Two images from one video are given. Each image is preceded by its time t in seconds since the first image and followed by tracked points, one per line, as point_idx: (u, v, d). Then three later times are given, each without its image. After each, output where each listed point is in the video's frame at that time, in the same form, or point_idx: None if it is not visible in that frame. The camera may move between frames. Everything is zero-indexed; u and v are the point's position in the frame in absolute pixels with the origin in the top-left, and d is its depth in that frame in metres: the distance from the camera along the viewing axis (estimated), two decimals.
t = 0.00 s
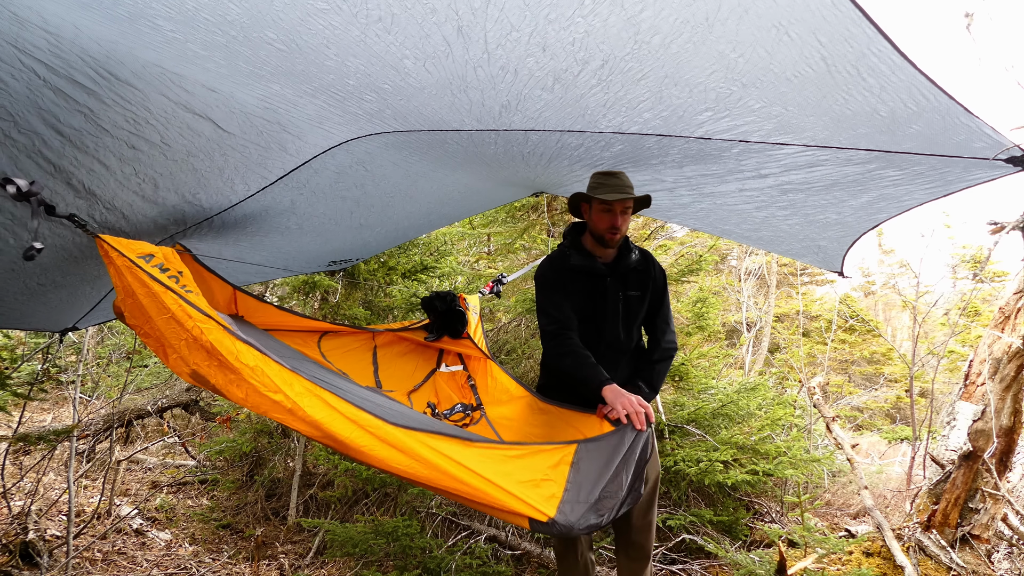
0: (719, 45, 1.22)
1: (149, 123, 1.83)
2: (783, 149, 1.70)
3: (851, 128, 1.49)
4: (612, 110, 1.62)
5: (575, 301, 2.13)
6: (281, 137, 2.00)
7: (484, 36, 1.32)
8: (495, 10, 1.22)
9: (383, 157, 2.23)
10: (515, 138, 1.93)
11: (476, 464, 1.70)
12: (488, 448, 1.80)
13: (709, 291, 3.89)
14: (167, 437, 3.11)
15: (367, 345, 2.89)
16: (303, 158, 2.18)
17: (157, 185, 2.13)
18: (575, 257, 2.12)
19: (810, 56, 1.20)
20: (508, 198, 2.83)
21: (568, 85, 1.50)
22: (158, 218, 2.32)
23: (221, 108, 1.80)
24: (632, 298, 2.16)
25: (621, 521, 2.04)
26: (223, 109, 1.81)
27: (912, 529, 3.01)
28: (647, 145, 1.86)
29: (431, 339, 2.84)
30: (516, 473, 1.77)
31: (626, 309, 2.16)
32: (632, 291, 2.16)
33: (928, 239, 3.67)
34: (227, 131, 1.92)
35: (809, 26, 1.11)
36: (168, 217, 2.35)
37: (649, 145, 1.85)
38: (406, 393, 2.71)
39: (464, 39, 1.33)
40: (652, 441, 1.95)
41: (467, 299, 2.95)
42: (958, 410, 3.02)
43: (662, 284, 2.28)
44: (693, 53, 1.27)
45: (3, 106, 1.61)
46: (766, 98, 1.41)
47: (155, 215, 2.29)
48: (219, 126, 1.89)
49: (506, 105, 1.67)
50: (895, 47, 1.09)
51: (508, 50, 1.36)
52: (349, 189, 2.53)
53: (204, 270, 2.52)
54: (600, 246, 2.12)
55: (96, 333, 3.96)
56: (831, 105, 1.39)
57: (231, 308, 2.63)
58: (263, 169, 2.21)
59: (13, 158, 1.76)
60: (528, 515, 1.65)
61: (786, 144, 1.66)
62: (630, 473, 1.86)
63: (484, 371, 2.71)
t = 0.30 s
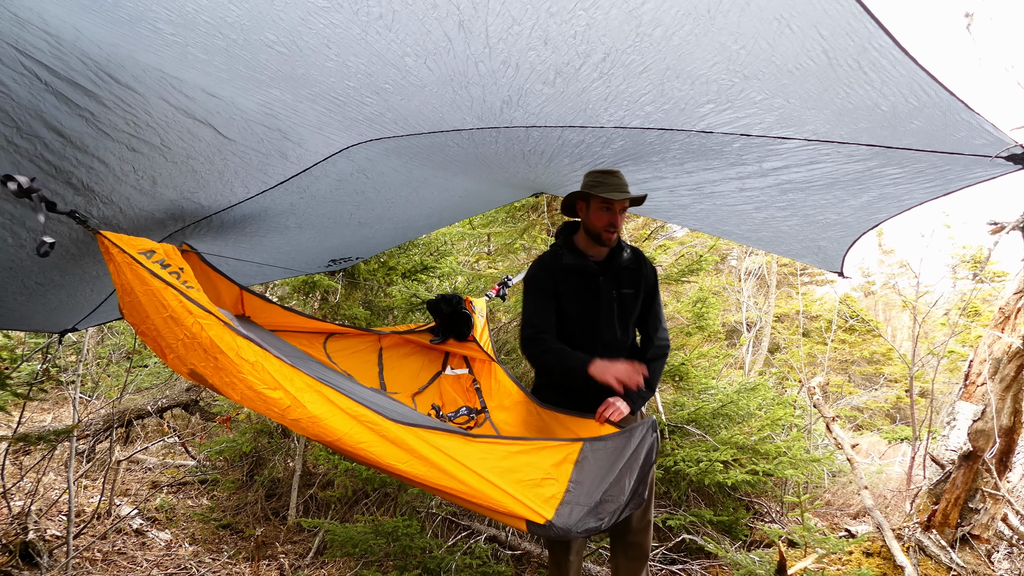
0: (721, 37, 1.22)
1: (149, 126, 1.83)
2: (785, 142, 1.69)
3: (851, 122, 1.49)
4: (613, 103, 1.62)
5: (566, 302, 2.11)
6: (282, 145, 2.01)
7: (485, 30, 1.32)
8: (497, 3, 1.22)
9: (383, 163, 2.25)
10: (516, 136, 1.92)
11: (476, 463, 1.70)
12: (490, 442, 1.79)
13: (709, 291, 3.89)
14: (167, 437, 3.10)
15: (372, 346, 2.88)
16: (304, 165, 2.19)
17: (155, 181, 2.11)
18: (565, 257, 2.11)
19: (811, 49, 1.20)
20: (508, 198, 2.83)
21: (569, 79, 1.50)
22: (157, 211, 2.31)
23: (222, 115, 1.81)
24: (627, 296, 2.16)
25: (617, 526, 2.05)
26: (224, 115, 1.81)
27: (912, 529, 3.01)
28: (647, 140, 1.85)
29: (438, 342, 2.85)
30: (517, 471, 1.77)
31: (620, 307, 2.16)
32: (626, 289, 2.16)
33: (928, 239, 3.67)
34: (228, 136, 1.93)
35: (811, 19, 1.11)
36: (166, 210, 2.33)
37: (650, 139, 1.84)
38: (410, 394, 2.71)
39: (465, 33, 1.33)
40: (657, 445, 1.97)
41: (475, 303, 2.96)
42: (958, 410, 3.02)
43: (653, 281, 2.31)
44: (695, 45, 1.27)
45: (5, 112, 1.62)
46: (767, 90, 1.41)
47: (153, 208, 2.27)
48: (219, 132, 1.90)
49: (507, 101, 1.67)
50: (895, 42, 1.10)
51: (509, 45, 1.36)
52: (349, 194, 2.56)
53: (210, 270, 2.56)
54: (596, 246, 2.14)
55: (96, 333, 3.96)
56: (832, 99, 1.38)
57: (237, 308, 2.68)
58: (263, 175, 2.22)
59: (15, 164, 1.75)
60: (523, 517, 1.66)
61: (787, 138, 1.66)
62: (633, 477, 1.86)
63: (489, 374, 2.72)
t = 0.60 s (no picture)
0: (719, 43, 1.22)
1: (148, 125, 1.83)
2: (783, 147, 1.70)
3: (851, 126, 1.49)
4: (612, 111, 1.62)
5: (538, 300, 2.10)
6: (282, 140, 2.00)
7: (483, 38, 1.32)
8: (495, 11, 1.22)
9: (383, 160, 2.23)
10: (515, 139, 1.92)
11: (468, 455, 1.71)
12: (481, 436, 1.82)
13: (709, 291, 3.89)
14: (167, 437, 3.10)
15: (373, 348, 2.89)
16: (303, 160, 2.18)
17: (155, 187, 2.13)
18: (536, 257, 2.16)
19: (810, 53, 1.20)
20: (508, 199, 2.82)
21: (568, 86, 1.50)
22: (158, 222, 2.33)
23: (221, 111, 1.81)
24: (600, 290, 2.13)
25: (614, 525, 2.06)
26: (223, 111, 1.81)
27: (912, 529, 3.01)
28: (646, 146, 1.86)
29: (436, 344, 2.85)
30: (508, 464, 1.79)
31: (595, 302, 2.13)
32: (599, 282, 2.14)
33: (928, 239, 3.67)
34: (227, 133, 1.92)
35: (809, 22, 1.11)
36: (167, 219, 2.36)
37: (648, 145, 1.85)
38: (410, 395, 2.72)
39: (464, 41, 1.33)
40: (651, 436, 1.99)
41: (472, 304, 3.01)
42: (958, 410, 3.02)
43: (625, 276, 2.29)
44: (693, 51, 1.27)
45: (2, 104, 1.61)
46: (766, 95, 1.41)
47: (155, 218, 2.30)
48: (218, 128, 1.89)
49: (506, 106, 1.66)
50: (895, 44, 1.10)
51: (508, 52, 1.36)
52: (348, 190, 2.51)
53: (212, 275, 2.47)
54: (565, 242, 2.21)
55: (95, 333, 3.96)
56: (831, 102, 1.38)
57: (239, 315, 2.62)
58: (263, 171, 2.21)
59: (11, 153, 1.77)
60: (520, 507, 1.67)
61: (785, 143, 1.66)
62: (627, 468, 1.88)
63: (488, 374, 2.73)
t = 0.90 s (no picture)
0: (718, 56, 1.22)
1: (149, 124, 1.83)
2: (782, 154, 1.70)
3: (850, 134, 1.49)
4: (610, 119, 1.62)
5: (525, 302, 2.11)
6: (282, 144, 2.01)
7: (483, 44, 1.32)
8: (495, 19, 1.22)
9: (383, 162, 2.23)
10: (514, 143, 1.92)
11: (464, 462, 1.70)
12: (478, 444, 1.81)
13: (710, 291, 3.89)
14: (167, 437, 3.10)
15: (373, 347, 2.89)
16: (304, 165, 2.20)
17: (154, 178, 2.11)
18: (514, 265, 2.18)
19: (809, 64, 1.20)
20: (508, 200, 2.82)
21: (566, 94, 1.50)
22: (157, 211, 2.30)
23: (221, 114, 1.81)
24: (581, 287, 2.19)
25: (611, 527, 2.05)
26: (223, 115, 1.81)
27: (912, 529, 3.01)
28: (645, 153, 1.86)
29: (435, 343, 2.85)
30: (504, 473, 1.78)
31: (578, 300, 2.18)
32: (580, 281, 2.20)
33: (929, 239, 3.67)
34: (227, 136, 1.93)
35: (809, 33, 1.11)
36: (166, 210, 2.33)
37: (648, 152, 1.85)
38: (409, 395, 2.72)
39: (463, 46, 1.33)
40: (652, 449, 1.89)
41: (474, 305, 3.01)
42: (958, 409, 3.02)
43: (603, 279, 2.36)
44: (691, 64, 1.27)
45: (3, 106, 1.61)
46: (763, 107, 1.41)
47: (154, 207, 2.26)
48: (218, 131, 1.90)
49: (505, 111, 1.66)
50: (895, 53, 1.09)
51: (507, 58, 1.36)
52: (349, 195, 2.55)
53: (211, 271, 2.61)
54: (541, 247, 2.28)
55: (95, 334, 3.96)
56: (829, 112, 1.38)
57: (240, 309, 2.70)
58: (263, 173, 2.22)
59: (15, 160, 1.75)
60: (512, 518, 1.63)
61: (784, 150, 1.66)
62: (625, 480, 1.83)
63: (487, 375, 2.71)
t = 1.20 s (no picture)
0: (719, 52, 1.22)
1: (148, 126, 1.83)
2: (782, 157, 1.70)
3: (849, 134, 1.49)
4: (610, 119, 1.62)
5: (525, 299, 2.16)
6: (280, 142, 1.99)
7: (482, 46, 1.32)
8: (494, 18, 1.22)
9: (382, 163, 2.23)
10: (513, 148, 1.92)
11: (450, 482, 1.68)
12: (467, 462, 1.81)
13: (709, 291, 3.89)
14: (167, 437, 3.10)
15: (374, 343, 2.90)
16: (301, 161, 2.17)
17: (154, 183, 2.12)
18: (509, 265, 2.23)
19: (809, 61, 1.20)
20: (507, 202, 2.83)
21: (567, 95, 1.50)
22: (157, 215, 2.31)
23: (221, 114, 1.81)
24: (575, 287, 2.25)
25: (610, 532, 2.05)
26: (223, 114, 1.81)
27: (912, 529, 3.01)
28: (645, 156, 1.86)
29: (438, 340, 2.86)
30: (490, 493, 1.74)
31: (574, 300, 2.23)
32: (573, 282, 2.26)
33: (928, 239, 3.68)
34: (227, 135, 1.92)
35: (809, 30, 1.11)
36: (165, 213, 2.34)
37: (648, 155, 1.85)
38: (408, 392, 2.70)
39: (462, 49, 1.33)
40: (643, 469, 1.85)
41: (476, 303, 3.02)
42: (958, 409, 3.02)
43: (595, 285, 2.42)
44: (693, 59, 1.27)
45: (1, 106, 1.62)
46: (764, 104, 1.41)
47: (153, 212, 2.28)
48: (218, 130, 1.90)
49: (504, 117, 1.66)
50: (895, 51, 1.10)
51: (507, 60, 1.36)
52: (348, 192, 2.53)
53: (215, 264, 2.57)
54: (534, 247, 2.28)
55: (95, 333, 3.96)
56: (829, 111, 1.39)
57: (242, 301, 2.70)
58: (262, 172, 2.21)
59: (13, 158, 1.75)
60: (496, 539, 1.59)
61: (784, 151, 1.66)
62: (613, 502, 1.77)
63: (487, 374, 2.70)
